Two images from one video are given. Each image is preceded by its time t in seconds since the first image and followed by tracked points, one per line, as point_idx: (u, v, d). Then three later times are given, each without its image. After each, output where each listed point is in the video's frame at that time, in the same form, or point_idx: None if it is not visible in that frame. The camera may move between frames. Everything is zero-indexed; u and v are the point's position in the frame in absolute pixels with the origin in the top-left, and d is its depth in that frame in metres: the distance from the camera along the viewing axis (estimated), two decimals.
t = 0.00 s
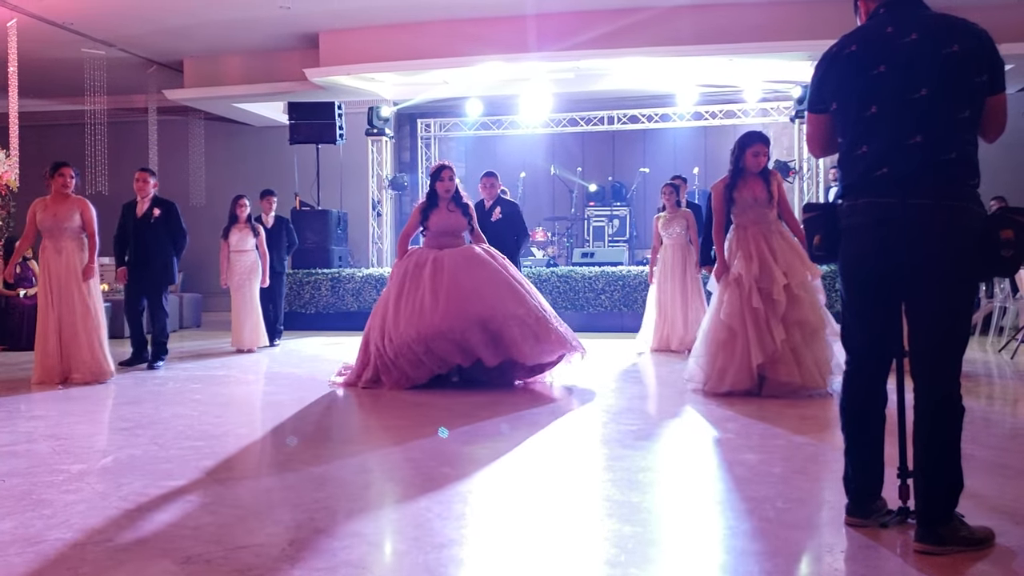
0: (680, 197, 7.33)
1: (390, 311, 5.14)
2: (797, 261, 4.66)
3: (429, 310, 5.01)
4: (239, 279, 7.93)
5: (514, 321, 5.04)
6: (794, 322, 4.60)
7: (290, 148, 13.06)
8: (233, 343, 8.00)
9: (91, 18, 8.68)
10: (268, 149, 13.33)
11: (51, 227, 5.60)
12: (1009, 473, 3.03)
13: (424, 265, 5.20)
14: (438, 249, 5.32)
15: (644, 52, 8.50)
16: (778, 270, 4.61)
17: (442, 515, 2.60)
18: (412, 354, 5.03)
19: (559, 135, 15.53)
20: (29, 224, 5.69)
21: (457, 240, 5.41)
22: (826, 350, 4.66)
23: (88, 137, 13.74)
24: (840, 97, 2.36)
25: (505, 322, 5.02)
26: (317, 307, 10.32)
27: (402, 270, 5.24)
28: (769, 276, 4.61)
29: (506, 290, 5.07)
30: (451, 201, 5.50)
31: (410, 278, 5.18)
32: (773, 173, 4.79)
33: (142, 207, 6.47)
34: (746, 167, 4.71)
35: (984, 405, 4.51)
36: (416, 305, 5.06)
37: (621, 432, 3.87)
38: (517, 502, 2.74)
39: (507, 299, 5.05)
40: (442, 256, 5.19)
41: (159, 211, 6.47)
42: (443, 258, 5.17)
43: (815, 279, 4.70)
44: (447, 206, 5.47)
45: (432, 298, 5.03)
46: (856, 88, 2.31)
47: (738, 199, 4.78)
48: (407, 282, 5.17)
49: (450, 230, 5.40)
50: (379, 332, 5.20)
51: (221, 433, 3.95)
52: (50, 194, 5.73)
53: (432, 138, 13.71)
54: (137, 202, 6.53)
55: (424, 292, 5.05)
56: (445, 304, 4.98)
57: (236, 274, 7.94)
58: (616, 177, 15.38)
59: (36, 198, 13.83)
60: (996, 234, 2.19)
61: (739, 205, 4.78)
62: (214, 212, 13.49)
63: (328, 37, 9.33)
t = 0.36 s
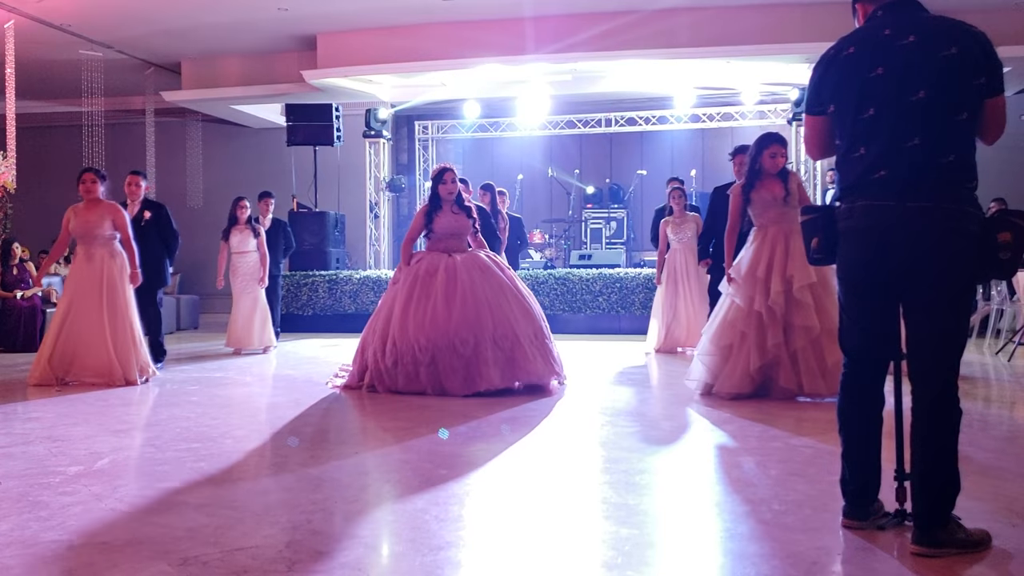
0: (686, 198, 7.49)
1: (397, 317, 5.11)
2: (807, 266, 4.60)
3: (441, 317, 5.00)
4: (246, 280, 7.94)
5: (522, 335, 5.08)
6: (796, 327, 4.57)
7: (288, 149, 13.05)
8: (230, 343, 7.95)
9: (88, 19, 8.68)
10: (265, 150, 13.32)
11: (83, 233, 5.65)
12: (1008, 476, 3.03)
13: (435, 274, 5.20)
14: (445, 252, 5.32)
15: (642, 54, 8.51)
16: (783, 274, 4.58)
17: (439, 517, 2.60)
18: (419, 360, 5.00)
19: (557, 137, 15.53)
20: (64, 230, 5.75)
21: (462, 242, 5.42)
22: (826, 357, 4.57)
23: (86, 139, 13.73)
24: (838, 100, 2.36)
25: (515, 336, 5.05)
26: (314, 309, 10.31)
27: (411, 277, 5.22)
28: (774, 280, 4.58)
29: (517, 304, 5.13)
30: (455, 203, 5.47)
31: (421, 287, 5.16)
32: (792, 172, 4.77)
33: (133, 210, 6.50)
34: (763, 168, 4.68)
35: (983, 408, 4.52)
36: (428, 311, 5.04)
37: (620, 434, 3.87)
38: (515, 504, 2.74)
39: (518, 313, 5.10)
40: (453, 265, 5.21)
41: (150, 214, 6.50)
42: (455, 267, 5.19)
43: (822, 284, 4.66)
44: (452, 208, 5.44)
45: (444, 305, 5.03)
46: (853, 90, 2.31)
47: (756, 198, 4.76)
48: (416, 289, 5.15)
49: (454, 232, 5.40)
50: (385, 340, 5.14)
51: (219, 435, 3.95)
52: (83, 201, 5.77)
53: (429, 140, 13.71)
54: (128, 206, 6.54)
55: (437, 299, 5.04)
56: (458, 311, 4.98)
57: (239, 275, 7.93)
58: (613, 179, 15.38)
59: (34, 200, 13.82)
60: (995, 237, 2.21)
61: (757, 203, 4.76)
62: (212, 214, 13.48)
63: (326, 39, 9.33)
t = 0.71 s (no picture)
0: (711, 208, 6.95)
1: (409, 325, 5.07)
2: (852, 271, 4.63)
3: (452, 330, 4.98)
4: (260, 281, 7.94)
5: (531, 352, 5.08)
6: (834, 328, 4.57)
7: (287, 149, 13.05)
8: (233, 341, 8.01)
9: (87, 20, 8.67)
10: (264, 150, 13.32)
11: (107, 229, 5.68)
12: (1009, 474, 3.03)
13: (449, 283, 5.15)
14: (456, 254, 5.32)
15: (641, 53, 8.50)
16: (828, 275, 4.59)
17: (439, 518, 2.60)
18: (425, 371, 4.94)
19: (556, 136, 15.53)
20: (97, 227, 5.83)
21: (472, 239, 5.43)
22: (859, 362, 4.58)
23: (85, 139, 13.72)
24: (837, 98, 2.36)
25: (524, 353, 5.05)
26: (314, 309, 10.32)
27: (424, 284, 5.17)
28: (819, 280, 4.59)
29: (528, 321, 5.13)
30: (460, 199, 5.44)
31: (434, 298, 5.12)
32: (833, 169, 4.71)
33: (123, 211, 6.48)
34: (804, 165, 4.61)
35: (984, 406, 4.51)
36: (440, 323, 5.02)
37: (620, 433, 3.87)
38: (515, 503, 2.73)
39: (529, 329, 5.10)
40: (467, 275, 5.17)
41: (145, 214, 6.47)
42: (470, 277, 5.15)
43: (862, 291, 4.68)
44: (458, 205, 5.42)
45: (457, 319, 5.01)
46: (851, 88, 2.31)
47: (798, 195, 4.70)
48: (429, 299, 5.12)
49: (466, 230, 5.40)
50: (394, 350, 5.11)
51: (219, 435, 3.95)
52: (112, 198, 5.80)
53: (428, 139, 13.71)
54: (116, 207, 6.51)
55: (451, 311, 5.01)
56: (471, 327, 4.96)
57: (255, 276, 7.93)
58: (612, 177, 15.38)
59: (33, 201, 13.82)
60: (994, 235, 2.21)
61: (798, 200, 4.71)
62: (210, 214, 13.47)
63: (325, 39, 9.32)
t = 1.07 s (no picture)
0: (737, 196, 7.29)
1: (422, 323, 5.09)
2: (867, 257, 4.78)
3: (465, 326, 4.97)
4: (272, 280, 7.99)
5: (547, 345, 5.06)
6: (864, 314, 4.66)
7: (288, 150, 13.06)
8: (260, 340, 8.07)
9: (87, 21, 8.67)
10: (265, 151, 13.33)
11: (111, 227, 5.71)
12: (1008, 472, 3.02)
13: (460, 279, 5.13)
14: (468, 251, 5.29)
15: (642, 52, 8.49)
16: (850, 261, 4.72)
17: (440, 517, 2.60)
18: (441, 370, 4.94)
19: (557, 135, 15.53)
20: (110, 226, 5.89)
21: (485, 236, 5.41)
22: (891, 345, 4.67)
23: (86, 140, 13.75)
24: (836, 95, 2.36)
25: (540, 346, 5.02)
26: (316, 309, 10.32)
27: (435, 282, 5.16)
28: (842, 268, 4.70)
29: (542, 313, 5.10)
30: (471, 195, 5.41)
31: (445, 295, 5.11)
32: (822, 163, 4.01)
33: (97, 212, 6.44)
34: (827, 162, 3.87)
35: (987, 403, 4.52)
36: (452, 321, 5.01)
37: (624, 431, 3.86)
38: (516, 503, 2.73)
39: (543, 322, 5.07)
40: (477, 270, 5.14)
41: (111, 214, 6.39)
42: (480, 272, 5.12)
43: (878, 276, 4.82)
44: (468, 202, 5.40)
45: (469, 315, 5.00)
46: (850, 85, 2.31)
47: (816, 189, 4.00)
48: (441, 296, 5.12)
49: (477, 228, 5.38)
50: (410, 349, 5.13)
51: (221, 435, 3.95)
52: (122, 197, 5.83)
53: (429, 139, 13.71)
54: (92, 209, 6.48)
55: (462, 307, 5.00)
56: (484, 322, 4.95)
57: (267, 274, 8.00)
58: (613, 176, 15.38)
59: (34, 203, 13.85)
60: (995, 231, 2.20)
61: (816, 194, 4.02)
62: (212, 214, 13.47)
63: (326, 39, 9.32)
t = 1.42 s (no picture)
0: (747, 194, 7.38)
1: (440, 322, 5.11)
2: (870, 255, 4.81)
3: (478, 326, 4.94)
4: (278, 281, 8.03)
5: (562, 348, 4.96)
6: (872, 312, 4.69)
7: (289, 151, 13.07)
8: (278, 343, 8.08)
9: (89, 22, 8.68)
10: (267, 151, 13.34)
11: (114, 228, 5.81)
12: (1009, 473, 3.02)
13: (479, 279, 5.12)
14: (494, 253, 5.26)
15: (643, 52, 8.49)
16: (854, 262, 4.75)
17: (441, 517, 2.60)
18: (451, 369, 4.96)
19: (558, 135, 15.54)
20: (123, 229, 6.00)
21: (513, 238, 5.34)
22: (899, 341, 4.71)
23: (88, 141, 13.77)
24: (835, 96, 2.36)
25: (554, 349, 4.93)
26: (317, 310, 10.32)
27: (457, 282, 5.18)
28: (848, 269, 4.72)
29: (559, 318, 4.98)
30: (499, 199, 5.41)
31: (464, 294, 5.11)
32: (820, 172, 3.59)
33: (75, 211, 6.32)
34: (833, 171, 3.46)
35: (990, 404, 4.51)
36: (466, 320, 5.00)
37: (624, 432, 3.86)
38: (516, 503, 2.73)
39: (558, 327, 4.96)
40: (497, 270, 5.11)
41: (90, 213, 6.29)
42: (499, 272, 5.08)
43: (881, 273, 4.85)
44: (496, 204, 5.39)
45: (484, 315, 4.96)
46: (849, 86, 2.31)
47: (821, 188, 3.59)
48: (460, 296, 5.12)
49: (505, 230, 5.32)
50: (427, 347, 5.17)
51: (222, 436, 3.96)
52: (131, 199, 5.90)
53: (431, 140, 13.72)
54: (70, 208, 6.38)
55: (477, 307, 4.98)
56: (495, 323, 4.90)
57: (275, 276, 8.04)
58: (615, 177, 15.38)
59: (35, 203, 13.86)
60: (995, 231, 2.20)
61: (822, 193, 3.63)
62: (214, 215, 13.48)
63: (327, 40, 9.33)
